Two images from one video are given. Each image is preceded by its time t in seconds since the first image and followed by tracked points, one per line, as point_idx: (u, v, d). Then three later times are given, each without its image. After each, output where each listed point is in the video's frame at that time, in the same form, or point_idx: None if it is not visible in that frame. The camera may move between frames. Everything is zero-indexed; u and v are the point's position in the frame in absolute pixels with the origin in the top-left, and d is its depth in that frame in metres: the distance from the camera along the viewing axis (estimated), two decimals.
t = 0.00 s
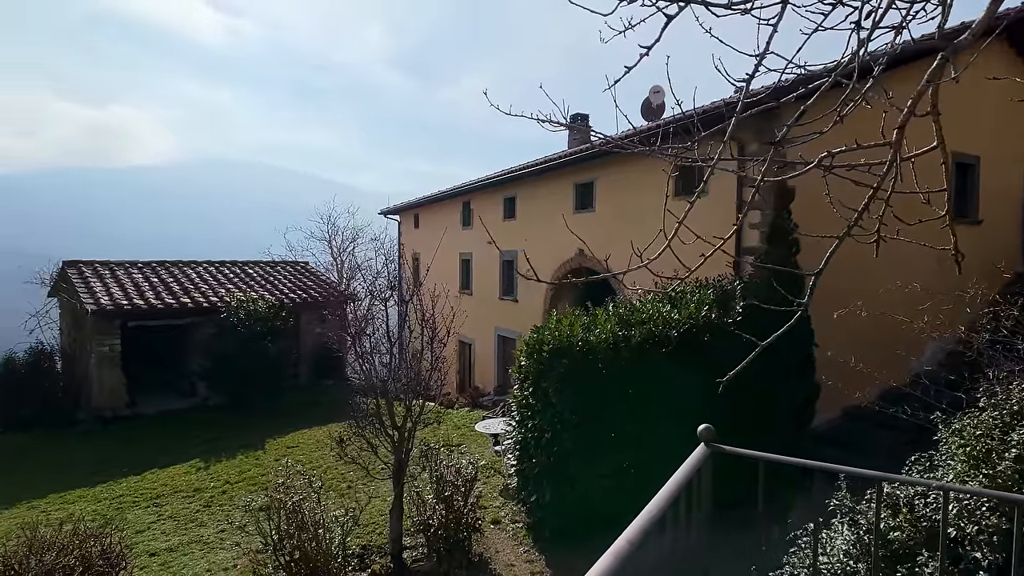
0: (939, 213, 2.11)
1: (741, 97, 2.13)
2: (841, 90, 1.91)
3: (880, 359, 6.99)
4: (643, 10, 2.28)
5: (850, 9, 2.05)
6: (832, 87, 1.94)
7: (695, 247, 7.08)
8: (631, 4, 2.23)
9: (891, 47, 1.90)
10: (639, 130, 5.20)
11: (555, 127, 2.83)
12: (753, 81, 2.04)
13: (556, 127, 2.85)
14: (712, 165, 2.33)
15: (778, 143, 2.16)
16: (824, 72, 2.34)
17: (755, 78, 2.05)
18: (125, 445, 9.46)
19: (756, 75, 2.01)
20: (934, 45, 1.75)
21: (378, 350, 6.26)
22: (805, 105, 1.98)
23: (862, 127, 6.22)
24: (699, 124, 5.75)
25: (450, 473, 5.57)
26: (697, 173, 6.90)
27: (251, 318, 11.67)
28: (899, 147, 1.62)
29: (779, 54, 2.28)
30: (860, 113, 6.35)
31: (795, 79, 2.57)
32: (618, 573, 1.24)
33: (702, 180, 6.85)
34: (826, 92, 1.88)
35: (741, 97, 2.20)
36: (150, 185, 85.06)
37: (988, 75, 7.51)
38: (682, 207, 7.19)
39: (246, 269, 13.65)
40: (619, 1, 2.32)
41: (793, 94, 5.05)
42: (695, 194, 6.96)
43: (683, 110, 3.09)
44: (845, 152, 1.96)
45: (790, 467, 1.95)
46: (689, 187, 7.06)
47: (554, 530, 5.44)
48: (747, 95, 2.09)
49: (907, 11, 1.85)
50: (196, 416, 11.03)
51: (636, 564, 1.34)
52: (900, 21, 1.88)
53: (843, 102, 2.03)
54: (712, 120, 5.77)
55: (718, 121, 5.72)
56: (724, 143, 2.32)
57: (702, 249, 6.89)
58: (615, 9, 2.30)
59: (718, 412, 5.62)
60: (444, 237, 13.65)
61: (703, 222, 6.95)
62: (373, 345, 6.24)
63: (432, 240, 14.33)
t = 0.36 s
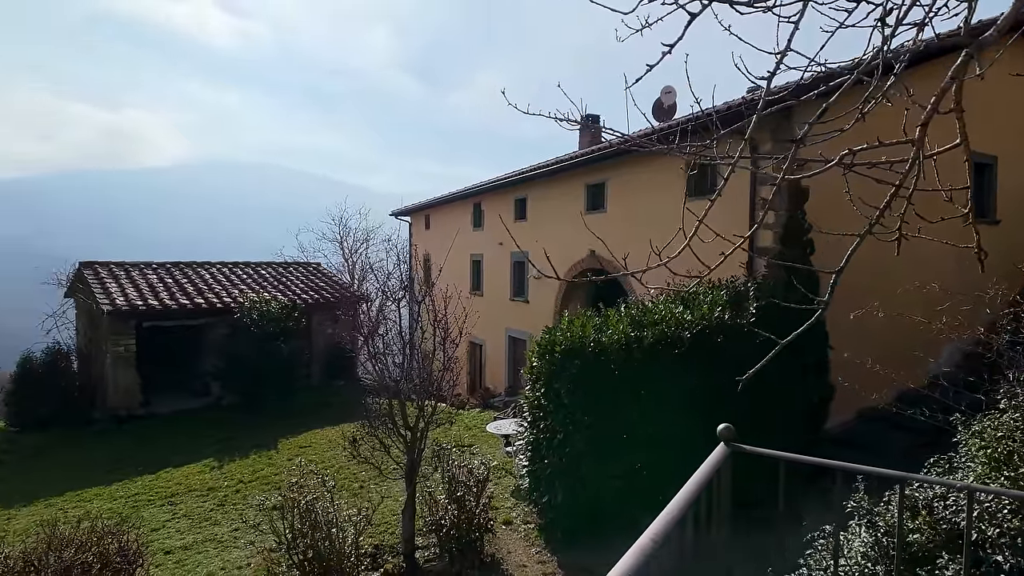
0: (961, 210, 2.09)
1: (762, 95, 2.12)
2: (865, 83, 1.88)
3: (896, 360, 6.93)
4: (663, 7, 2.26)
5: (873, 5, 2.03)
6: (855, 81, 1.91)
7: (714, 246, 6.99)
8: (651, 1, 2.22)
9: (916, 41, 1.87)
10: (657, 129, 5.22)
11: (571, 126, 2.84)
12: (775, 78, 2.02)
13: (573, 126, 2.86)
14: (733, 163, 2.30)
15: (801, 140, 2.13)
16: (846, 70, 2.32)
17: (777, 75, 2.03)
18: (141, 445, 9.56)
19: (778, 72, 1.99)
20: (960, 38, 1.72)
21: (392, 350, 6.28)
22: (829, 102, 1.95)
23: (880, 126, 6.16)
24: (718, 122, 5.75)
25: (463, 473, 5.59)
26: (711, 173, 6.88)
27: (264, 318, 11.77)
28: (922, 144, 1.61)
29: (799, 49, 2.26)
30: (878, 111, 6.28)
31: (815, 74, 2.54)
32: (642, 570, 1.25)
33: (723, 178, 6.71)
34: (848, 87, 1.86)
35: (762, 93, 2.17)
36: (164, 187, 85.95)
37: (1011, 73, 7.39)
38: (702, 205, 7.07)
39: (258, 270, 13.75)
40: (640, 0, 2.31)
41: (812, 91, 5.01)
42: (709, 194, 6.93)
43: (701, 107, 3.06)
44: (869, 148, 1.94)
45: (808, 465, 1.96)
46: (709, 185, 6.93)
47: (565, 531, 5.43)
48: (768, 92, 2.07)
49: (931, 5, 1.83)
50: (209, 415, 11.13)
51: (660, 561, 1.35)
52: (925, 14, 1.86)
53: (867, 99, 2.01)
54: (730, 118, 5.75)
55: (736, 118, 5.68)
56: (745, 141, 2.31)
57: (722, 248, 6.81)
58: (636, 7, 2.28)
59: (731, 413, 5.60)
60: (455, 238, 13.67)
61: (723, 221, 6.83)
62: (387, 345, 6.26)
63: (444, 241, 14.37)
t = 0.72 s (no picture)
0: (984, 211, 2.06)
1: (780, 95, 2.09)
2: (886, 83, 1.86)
3: (911, 362, 6.85)
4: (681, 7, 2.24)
5: (894, 4, 2.00)
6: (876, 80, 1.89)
7: (731, 246, 6.94)
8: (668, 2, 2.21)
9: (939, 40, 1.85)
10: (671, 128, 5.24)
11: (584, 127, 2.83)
12: (794, 78, 2.00)
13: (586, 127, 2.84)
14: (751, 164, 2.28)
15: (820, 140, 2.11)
16: (864, 70, 2.28)
17: (796, 76, 2.00)
18: (154, 444, 9.65)
19: (797, 72, 1.96)
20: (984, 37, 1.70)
21: (403, 351, 6.29)
22: (849, 102, 1.93)
23: (897, 125, 6.08)
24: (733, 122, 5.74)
25: (473, 474, 5.60)
26: (724, 173, 6.83)
27: (275, 318, 11.84)
28: (943, 143, 1.60)
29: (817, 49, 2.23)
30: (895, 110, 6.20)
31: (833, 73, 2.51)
32: (660, 571, 1.25)
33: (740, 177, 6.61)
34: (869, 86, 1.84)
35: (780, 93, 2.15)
36: (177, 189, 86.81)
37: None
38: (718, 205, 6.99)
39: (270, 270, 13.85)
40: None
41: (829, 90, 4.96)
42: (722, 194, 6.89)
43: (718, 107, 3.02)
44: (890, 148, 1.92)
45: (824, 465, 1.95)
46: (725, 185, 6.85)
47: (575, 532, 5.42)
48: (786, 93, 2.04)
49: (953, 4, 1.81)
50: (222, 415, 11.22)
51: (677, 561, 1.35)
52: (946, 13, 1.84)
53: (888, 99, 1.99)
54: (746, 117, 5.71)
55: (753, 118, 5.64)
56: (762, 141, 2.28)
57: (740, 248, 6.74)
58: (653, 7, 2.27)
59: (743, 415, 5.56)
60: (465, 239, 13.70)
61: (740, 221, 6.75)
62: (399, 346, 6.27)
63: (453, 241, 14.40)
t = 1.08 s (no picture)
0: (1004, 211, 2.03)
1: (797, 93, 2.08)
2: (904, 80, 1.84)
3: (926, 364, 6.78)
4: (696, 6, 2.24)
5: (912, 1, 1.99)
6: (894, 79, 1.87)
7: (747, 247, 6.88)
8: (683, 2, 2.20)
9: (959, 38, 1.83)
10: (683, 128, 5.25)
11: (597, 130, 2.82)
12: (811, 77, 1.99)
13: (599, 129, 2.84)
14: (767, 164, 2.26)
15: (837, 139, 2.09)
16: (881, 68, 2.25)
17: (813, 74, 1.99)
18: (168, 442, 9.74)
19: (815, 70, 1.95)
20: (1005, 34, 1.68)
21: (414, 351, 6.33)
22: (866, 101, 1.91)
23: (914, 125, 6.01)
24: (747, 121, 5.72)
25: (484, 474, 5.61)
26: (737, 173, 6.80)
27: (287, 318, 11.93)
28: (963, 140, 1.58)
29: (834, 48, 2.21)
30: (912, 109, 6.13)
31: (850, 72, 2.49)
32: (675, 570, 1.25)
33: (756, 177, 6.54)
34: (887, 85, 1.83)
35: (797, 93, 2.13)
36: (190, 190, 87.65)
37: None
38: (735, 206, 6.90)
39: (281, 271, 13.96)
40: None
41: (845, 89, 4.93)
42: (734, 195, 6.84)
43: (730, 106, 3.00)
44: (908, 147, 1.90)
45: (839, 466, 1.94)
46: (738, 185, 6.82)
47: (586, 531, 5.42)
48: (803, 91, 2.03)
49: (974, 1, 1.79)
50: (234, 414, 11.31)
51: (693, 561, 1.35)
52: (966, 11, 1.82)
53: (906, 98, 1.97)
54: (761, 116, 5.69)
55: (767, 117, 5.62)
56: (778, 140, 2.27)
57: (754, 248, 6.70)
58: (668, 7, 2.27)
59: (758, 416, 5.51)
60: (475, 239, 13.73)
61: (753, 221, 6.71)
62: (410, 346, 6.30)
63: (463, 242, 14.44)
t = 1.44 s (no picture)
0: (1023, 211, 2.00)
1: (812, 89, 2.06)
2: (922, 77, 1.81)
3: (942, 364, 6.69)
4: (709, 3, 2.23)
5: None
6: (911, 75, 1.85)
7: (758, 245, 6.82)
8: None
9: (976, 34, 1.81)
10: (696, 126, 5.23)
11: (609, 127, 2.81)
12: (826, 73, 1.97)
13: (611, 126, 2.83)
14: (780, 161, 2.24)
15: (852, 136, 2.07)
16: (898, 64, 2.22)
17: (829, 70, 1.97)
18: (181, 441, 9.82)
19: (831, 66, 1.93)
20: None
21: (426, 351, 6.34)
22: (882, 98, 1.89)
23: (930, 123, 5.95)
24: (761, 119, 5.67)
25: (494, 473, 5.61)
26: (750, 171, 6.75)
27: (298, 317, 12.00)
28: (981, 136, 1.56)
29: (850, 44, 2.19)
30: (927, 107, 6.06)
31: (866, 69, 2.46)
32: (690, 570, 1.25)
33: (768, 175, 6.49)
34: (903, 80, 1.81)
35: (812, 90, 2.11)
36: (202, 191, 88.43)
37: None
38: (748, 205, 6.85)
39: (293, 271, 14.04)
40: None
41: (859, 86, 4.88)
42: (747, 194, 6.79)
43: (743, 104, 2.98)
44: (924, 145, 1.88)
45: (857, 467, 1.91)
46: (750, 184, 6.77)
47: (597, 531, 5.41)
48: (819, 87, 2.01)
49: None
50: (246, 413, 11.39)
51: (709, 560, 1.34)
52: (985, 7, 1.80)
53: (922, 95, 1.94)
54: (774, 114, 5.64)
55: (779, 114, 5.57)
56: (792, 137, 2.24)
57: (766, 248, 6.64)
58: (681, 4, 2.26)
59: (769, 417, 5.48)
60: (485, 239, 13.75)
61: (766, 220, 6.65)
62: (421, 345, 6.31)
63: (473, 242, 14.46)
